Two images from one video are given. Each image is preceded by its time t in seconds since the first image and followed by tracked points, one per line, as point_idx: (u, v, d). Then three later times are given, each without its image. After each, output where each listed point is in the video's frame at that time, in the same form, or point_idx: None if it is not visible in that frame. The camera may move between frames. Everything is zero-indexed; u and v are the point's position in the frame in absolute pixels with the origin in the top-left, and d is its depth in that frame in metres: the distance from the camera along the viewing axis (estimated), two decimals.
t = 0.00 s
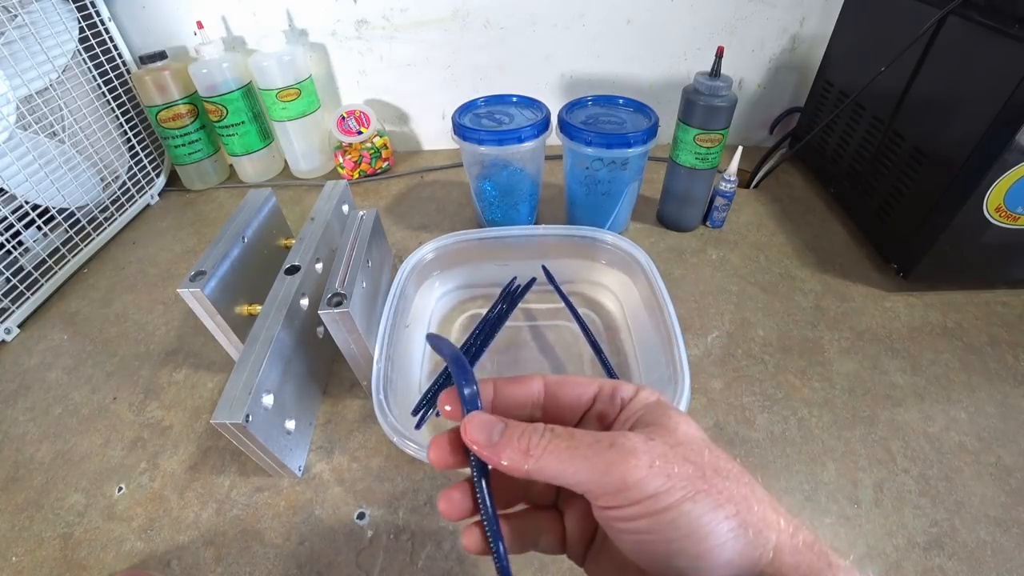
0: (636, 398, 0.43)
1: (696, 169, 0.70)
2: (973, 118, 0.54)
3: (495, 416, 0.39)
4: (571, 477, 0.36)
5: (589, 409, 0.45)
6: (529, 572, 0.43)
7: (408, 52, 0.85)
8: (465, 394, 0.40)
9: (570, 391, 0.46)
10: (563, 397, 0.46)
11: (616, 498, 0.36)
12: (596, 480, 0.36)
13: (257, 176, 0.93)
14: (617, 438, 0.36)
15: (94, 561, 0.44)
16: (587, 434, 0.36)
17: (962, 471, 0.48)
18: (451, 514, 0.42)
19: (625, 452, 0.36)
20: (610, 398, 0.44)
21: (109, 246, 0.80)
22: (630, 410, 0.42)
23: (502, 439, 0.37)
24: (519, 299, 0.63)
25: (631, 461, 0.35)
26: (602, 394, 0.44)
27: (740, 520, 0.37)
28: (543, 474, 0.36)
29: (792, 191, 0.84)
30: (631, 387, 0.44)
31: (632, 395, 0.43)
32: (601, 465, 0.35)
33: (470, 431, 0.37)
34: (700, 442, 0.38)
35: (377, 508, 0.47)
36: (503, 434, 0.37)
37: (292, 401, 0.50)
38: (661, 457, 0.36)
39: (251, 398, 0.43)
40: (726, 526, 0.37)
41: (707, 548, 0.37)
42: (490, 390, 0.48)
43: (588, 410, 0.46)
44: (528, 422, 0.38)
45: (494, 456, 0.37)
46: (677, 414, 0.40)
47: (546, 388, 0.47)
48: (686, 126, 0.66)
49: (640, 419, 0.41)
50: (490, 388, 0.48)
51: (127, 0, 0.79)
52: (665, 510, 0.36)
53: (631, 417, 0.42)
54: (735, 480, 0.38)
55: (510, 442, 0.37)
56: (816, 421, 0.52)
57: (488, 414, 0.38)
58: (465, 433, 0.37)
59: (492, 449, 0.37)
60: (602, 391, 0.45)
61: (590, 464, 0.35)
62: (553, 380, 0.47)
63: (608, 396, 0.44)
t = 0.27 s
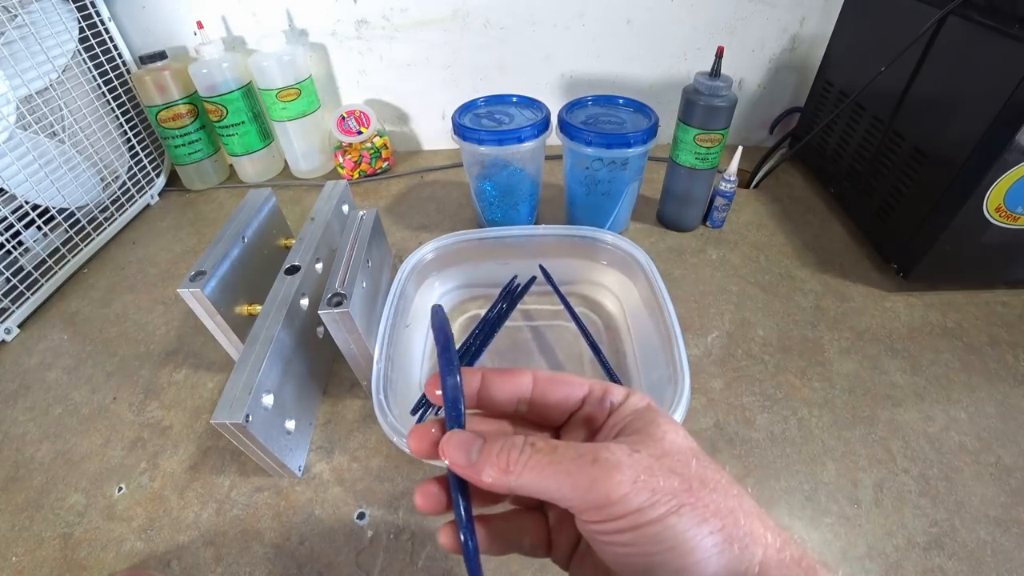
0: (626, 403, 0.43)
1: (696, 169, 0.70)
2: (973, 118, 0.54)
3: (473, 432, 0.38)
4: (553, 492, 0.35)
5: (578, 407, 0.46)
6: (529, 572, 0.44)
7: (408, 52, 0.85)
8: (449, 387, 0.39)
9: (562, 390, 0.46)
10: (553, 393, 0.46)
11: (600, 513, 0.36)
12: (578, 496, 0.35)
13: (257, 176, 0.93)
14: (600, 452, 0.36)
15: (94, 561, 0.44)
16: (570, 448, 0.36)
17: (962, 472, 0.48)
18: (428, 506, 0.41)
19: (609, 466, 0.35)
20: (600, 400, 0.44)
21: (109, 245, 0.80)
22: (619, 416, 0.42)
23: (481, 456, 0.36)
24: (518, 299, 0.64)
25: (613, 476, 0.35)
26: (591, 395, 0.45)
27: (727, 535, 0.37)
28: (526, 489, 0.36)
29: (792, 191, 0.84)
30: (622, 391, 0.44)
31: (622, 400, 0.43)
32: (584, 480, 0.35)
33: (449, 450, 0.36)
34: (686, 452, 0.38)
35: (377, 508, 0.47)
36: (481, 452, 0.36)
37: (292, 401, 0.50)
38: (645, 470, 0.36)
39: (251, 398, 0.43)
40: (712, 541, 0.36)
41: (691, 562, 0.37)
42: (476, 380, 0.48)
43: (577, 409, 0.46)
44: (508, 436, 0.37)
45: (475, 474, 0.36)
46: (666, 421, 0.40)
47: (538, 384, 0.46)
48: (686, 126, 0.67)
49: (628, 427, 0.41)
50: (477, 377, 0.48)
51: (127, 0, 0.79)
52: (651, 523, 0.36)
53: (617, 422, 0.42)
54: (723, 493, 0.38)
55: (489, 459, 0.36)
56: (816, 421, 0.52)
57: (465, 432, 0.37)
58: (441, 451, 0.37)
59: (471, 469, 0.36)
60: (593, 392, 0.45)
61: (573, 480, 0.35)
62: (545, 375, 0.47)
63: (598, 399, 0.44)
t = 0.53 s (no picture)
0: (618, 398, 0.41)
1: (696, 169, 0.70)
2: (973, 118, 0.54)
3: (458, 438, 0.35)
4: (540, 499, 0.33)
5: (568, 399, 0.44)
6: (529, 572, 0.43)
7: (408, 52, 0.85)
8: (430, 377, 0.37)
9: (554, 382, 0.44)
10: (544, 384, 0.45)
11: (587, 518, 0.34)
12: (564, 502, 0.33)
13: (257, 176, 0.93)
14: (587, 455, 0.33)
15: (94, 561, 0.44)
16: (555, 454, 0.33)
17: (962, 471, 0.48)
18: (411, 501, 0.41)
19: (597, 471, 0.33)
20: (591, 393, 0.42)
21: (109, 245, 0.80)
22: (609, 411, 0.41)
23: (464, 465, 0.34)
24: (520, 298, 0.64)
25: (600, 480, 0.32)
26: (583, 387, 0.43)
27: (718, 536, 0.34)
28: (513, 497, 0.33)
29: (792, 191, 0.84)
30: (615, 384, 0.42)
31: (615, 394, 0.42)
32: (571, 486, 0.32)
33: (430, 459, 0.33)
34: (678, 450, 0.36)
35: (377, 508, 0.47)
36: (463, 460, 0.34)
37: (292, 401, 0.50)
38: (634, 472, 0.33)
39: (251, 398, 0.43)
40: (702, 543, 0.34)
41: (680, 566, 0.34)
42: (466, 364, 0.46)
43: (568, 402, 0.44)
44: (491, 441, 0.34)
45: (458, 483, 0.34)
46: (657, 417, 0.38)
47: (530, 373, 0.45)
48: (686, 126, 0.66)
49: (617, 424, 0.39)
50: (468, 362, 0.45)
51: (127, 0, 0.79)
52: (638, 527, 0.33)
53: (608, 417, 0.40)
54: (716, 493, 0.35)
55: (472, 468, 0.33)
56: (816, 421, 0.52)
57: (447, 438, 0.34)
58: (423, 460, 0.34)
59: (455, 478, 0.33)
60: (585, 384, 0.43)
61: (559, 486, 0.32)
62: (537, 364, 0.45)
63: (590, 391, 0.42)
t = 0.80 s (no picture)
0: (610, 387, 0.41)
1: (696, 169, 0.70)
2: (973, 118, 0.54)
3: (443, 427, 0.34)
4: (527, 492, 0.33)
5: (560, 387, 0.44)
6: (529, 572, 0.43)
7: (408, 52, 0.85)
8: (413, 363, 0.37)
9: (547, 370, 0.44)
10: (537, 372, 0.44)
11: (573, 510, 0.34)
12: (551, 495, 0.33)
13: (257, 176, 0.93)
14: (574, 448, 0.33)
15: (94, 561, 0.44)
16: (542, 447, 0.33)
17: (962, 471, 0.48)
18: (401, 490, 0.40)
19: (583, 464, 0.33)
20: (584, 382, 0.42)
21: (109, 245, 0.80)
22: (601, 401, 0.41)
23: (449, 458, 0.33)
24: (521, 299, 0.64)
25: (586, 473, 0.32)
26: (576, 376, 0.43)
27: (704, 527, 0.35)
28: (499, 490, 0.33)
29: (792, 191, 0.84)
30: (607, 373, 0.42)
31: (607, 384, 0.41)
32: (558, 479, 0.32)
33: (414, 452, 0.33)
34: (668, 440, 0.35)
35: (377, 508, 0.47)
36: (448, 453, 0.33)
37: (292, 401, 0.50)
38: (621, 464, 0.33)
39: (251, 398, 0.43)
40: (688, 535, 0.34)
41: (666, 558, 0.34)
42: (459, 353, 0.45)
43: (560, 390, 0.44)
44: (476, 433, 0.34)
45: (443, 476, 0.33)
46: (645, 408, 0.38)
47: (524, 361, 0.44)
48: (686, 125, 0.66)
49: (606, 414, 0.39)
50: (461, 350, 0.45)
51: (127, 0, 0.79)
52: (624, 517, 0.33)
53: (598, 406, 0.40)
54: (705, 484, 0.35)
55: (457, 461, 0.33)
56: (816, 421, 0.52)
57: (430, 428, 0.33)
58: (406, 451, 0.33)
59: (440, 471, 0.33)
60: (578, 373, 0.43)
61: (546, 480, 0.32)
62: (531, 352, 0.45)
63: (583, 381, 0.42)
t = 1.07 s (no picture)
0: (607, 381, 0.41)
1: (696, 169, 0.70)
2: (974, 118, 0.54)
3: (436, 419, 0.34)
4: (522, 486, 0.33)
5: (558, 380, 0.44)
6: (530, 572, 0.43)
7: (408, 52, 0.85)
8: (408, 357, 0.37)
9: (545, 363, 0.44)
10: (535, 365, 0.45)
11: (567, 503, 0.34)
12: (546, 489, 0.33)
13: (257, 176, 0.93)
14: (569, 443, 0.33)
15: (94, 561, 0.44)
16: (537, 442, 0.33)
17: (962, 471, 0.48)
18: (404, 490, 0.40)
19: (578, 458, 0.33)
20: (581, 375, 0.43)
21: (109, 245, 0.80)
22: (597, 396, 0.41)
23: (442, 452, 0.33)
24: (520, 298, 0.64)
25: (581, 466, 0.32)
26: (573, 369, 0.43)
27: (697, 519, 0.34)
28: (494, 483, 0.33)
29: (792, 191, 0.84)
30: (605, 368, 0.42)
31: (604, 378, 0.42)
32: (552, 473, 0.32)
33: (409, 447, 0.33)
34: (663, 434, 0.36)
35: (377, 508, 0.47)
36: (442, 448, 0.33)
37: (292, 401, 0.50)
38: (616, 457, 0.33)
39: (251, 398, 0.43)
40: (682, 528, 0.34)
41: (660, 551, 0.34)
42: (459, 346, 0.45)
43: (558, 384, 0.44)
44: (470, 428, 0.34)
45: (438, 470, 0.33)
46: (641, 402, 0.38)
47: (523, 354, 0.45)
48: (686, 125, 0.66)
49: (601, 408, 0.39)
50: (461, 343, 0.45)
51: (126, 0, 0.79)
52: (618, 510, 0.34)
53: (595, 400, 0.40)
54: (699, 477, 0.35)
55: (451, 456, 0.33)
56: (816, 421, 0.52)
57: (424, 420, 0.33)
58: (398, 445, 0.33)
59: (434, 465, 0.33)
60: (575, 366, 0.43)
61: (541, 474, 0.32)
62: (529, 345, 0.45)
63: (580, 375, 0.43)
